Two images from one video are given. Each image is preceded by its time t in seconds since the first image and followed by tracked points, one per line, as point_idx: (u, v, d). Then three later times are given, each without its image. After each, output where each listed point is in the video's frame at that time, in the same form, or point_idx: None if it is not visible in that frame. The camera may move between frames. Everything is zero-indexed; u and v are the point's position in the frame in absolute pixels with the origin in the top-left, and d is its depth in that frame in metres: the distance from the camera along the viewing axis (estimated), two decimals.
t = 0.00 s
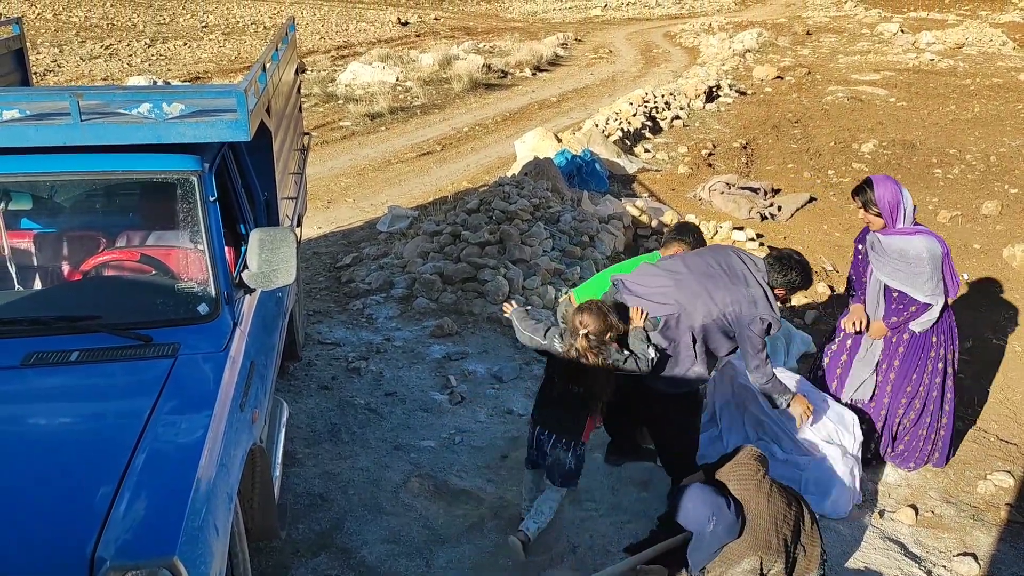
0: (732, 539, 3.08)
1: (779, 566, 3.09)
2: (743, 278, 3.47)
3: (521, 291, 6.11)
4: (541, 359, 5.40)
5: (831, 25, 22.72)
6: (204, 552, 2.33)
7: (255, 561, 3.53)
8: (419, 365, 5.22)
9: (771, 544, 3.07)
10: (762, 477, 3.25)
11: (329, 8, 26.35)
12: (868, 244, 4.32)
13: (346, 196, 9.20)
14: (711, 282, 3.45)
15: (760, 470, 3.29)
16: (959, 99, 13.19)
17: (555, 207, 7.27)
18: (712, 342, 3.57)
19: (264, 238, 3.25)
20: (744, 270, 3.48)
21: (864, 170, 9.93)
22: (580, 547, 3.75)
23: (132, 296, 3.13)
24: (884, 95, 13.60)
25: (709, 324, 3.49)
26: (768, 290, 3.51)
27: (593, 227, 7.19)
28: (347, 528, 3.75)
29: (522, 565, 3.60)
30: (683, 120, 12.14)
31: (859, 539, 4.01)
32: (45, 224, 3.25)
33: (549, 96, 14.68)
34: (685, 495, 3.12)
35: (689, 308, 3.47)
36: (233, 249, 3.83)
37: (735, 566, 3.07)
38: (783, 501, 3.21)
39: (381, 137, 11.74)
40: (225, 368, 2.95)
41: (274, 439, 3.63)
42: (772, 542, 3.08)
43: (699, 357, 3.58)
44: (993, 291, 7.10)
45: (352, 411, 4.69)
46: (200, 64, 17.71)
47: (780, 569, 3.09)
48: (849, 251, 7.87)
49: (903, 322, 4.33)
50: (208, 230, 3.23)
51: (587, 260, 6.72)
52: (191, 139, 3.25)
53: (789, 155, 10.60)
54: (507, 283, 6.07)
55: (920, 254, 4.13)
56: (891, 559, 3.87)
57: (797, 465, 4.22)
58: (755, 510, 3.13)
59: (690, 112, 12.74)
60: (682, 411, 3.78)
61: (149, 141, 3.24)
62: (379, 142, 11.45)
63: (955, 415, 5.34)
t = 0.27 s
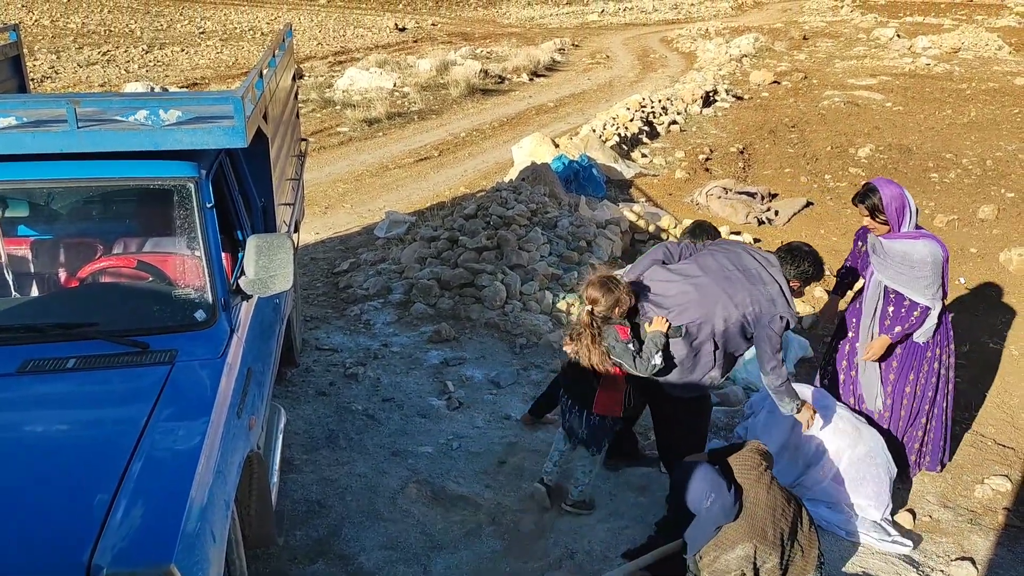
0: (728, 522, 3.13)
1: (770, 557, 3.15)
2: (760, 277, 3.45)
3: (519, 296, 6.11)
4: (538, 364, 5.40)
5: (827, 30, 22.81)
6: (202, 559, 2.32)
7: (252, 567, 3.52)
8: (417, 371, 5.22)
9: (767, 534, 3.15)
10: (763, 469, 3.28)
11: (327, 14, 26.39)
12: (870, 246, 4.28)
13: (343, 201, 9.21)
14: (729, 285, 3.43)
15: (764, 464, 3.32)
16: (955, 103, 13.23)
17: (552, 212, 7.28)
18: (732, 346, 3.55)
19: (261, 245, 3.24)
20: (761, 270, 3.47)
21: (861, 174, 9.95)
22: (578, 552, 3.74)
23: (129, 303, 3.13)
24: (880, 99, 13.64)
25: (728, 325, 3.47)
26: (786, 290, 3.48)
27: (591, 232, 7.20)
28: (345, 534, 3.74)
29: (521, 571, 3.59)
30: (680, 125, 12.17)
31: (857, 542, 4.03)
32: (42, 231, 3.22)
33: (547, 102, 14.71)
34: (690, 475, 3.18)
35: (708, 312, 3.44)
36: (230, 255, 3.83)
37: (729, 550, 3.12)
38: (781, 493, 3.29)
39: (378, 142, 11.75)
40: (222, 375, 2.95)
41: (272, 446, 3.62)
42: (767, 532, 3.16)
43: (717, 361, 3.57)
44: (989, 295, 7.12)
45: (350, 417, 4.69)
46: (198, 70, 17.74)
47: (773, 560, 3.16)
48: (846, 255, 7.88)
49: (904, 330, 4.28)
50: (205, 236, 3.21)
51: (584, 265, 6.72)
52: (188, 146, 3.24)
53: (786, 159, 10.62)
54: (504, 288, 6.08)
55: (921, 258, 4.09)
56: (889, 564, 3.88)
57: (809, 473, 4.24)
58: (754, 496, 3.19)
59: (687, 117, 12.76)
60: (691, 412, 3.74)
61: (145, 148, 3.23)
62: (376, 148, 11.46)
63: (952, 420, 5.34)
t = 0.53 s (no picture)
0: (730, 503, 3.17)
1: (764, 546, 3.21)
2: (766, 281, 3.42)
3: (515, 301, 6.12)
4: (535, 369, 5.41)
5: (823, 34, 22.87)
6: (198, 567, 2.32)
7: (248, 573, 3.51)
8: (414, 376, 5.22)
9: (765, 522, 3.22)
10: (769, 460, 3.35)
11: (324, 20, 26.42)
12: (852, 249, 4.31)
13: (340, 206, 9.22)
14: (732, 286, 3.40)
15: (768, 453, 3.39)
16: (950, 108, 13.27)
17: (549, 217, 7.29)
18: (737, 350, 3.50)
19: (258, 250, 3.24)
20: (767, 273, 3.44)
21: (857, 179, 9.97)
22: (575, 557, 3.74)
23: (125, 309, 3.11)
24: (876, 104, 13.68)
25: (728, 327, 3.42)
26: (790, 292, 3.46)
27: (588, 237, 7.21)
28: (342, 540, 3.74)
29: None
30: (677, 130, 12.20)
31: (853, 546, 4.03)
32: (39, 237, 3.24)
33: (544, 107, 14.73)
34: (697, 450, 3.19)
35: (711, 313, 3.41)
36: (227, 261, 3.83)
37: (727, 531, 3.17)
38: (781, 492, 3.36)
39: (375, 148, 11.76)
40: (218, 381, 2.94)
41: (268, 452, 3.60)
42: (763, 524, 3.21)
43: (716, 364, 3.52)
44: (985, 298, 7.13)
45: (347, 422, 4.68)
46: (195, 76, 17.75)
47: (768, 547, 3.22)
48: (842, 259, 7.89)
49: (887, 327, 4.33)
50: (201, 242, 3.21)
51: (581, 270, 6.73)
52: (185, 152, 3.24)
53: (782, 164, 10.64)
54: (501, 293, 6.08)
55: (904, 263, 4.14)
56: (885, 568, 3.88)
57: (818, 475, 4.29)
58: (757, 483, 3.28)
59: (683, 122, 12.79)
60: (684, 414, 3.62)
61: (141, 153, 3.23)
62: (373, 153, 11.47)
63: (948, 423, 5.35)
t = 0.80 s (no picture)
0: (748, 487, 3.08)
1: (775, 540, 3.04)
2: (753, 287, 3.31)
3: (512, 305, 6.12)
4: (532, 373, 5.41)
5: (819, 39, 22.94)
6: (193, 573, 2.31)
7: None
8: (411, 381, 5.21)
9: (780, 517, 3.07)
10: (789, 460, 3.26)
11: (322, 24, 26.44)
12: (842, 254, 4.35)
13: (338, 211, 9.22)
14: (715, 290, 3.32)
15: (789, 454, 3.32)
16: (947, 112, 13.31)
17: (546, 222, 7.30)
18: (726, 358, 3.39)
19: (254, 255, 3.24)
20: (755, 280, 3.33)
21: (854, 183, 9.98)
22: (573, 561, 3.74)
23: (122, 314, 3.12)
24: (872, 108, 13.71)
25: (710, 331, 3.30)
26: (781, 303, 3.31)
27: (585, 242, 7.22)
28: (339, 544, 3.73)
29: None
30: (674, 134, 12.21)
31: (851, 550, 4.04)
32: (35, 242, 3.21)
33: (541, 111, 14.76)
34: (715, 427, 3.21)
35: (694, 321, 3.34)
36: (224, 265, 3.84)
37: (741, 516, 3.02)
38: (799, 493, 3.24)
39: (373, 153, 11.77)
40: (215, 386, 2.94)
41: (265, 457, 3.60)
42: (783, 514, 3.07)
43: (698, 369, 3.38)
44: (981, 302, 7.14)
45: (344, 426, 4.68)
46: (192, 81, 17.77)
47: (779, 543, 3.05)
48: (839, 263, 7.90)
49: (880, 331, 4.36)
50: (198, 246, 3.21)
51: (578, 274, 6.73)
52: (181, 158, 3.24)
53: (779, 168, 10.66)
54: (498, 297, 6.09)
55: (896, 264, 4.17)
56: (882, 572, 3.88)
57: (812, 489, 4.29)
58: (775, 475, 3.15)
59: (680, 126, 12.81)
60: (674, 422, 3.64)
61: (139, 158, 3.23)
62: (371, 158, 11.48)
63: (945, 427, 5.35)
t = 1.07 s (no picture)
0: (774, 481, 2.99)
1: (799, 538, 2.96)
2: (723, 279, 3.34)
3: (511, 310, 6.12)
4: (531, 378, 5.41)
5: (816, 43, 23.01)
6: None
7: None
8: (409, 385, 5.21)
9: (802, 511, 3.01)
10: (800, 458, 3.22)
11: (320, 29, 26.47)
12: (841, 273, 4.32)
13: (336, 215, 9.22)
14: (687, 290, 3.38)
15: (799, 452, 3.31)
16: (944, 116, 13.35)
17: (545, 226, 7.31)
18: (713, 348, 3.41)
19: (252, 260, 3.23)
20: (725, 271, 3.35)
21: (851, 188, 10.00)
22: (571, 566, 3.73)
23: (120, 318, 3.11)
24: (870, 113, 13.74)
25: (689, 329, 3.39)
26: (757, 287, 3.32)
27: (583, 246, 7.22)
28: (337, 549, 3.72)
29: None
30: (672, 139, 12.23)
31: (850, 554, 4.04)
32: (33, 247, 3.21)
33: (539, 116, 14.78)
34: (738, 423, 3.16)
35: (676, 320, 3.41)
36: (221, 270, 3.84)
37: (773, 511, 2.92)
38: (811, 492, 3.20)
39: (371, 157, 11.78)
40: (213, 390, 2.93)
41: (263, 461, 3.59)
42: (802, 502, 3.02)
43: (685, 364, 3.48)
44: (979, 306, 7.15)
45: (341, 431, 4.68)
46: (191, 85, 17.79)
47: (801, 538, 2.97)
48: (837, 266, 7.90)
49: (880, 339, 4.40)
50: (196, 253, 3.22)
51: (576, 278, 6.73)
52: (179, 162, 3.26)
53: (777, 172, 10.68)
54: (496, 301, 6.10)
55: (895, 271, 4.19)
56: None
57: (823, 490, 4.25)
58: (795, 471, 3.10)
59: (678, 130, 12.83)
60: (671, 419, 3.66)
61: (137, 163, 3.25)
62: (369, 162, 11.48)
63: (943, 431, 5.35)
